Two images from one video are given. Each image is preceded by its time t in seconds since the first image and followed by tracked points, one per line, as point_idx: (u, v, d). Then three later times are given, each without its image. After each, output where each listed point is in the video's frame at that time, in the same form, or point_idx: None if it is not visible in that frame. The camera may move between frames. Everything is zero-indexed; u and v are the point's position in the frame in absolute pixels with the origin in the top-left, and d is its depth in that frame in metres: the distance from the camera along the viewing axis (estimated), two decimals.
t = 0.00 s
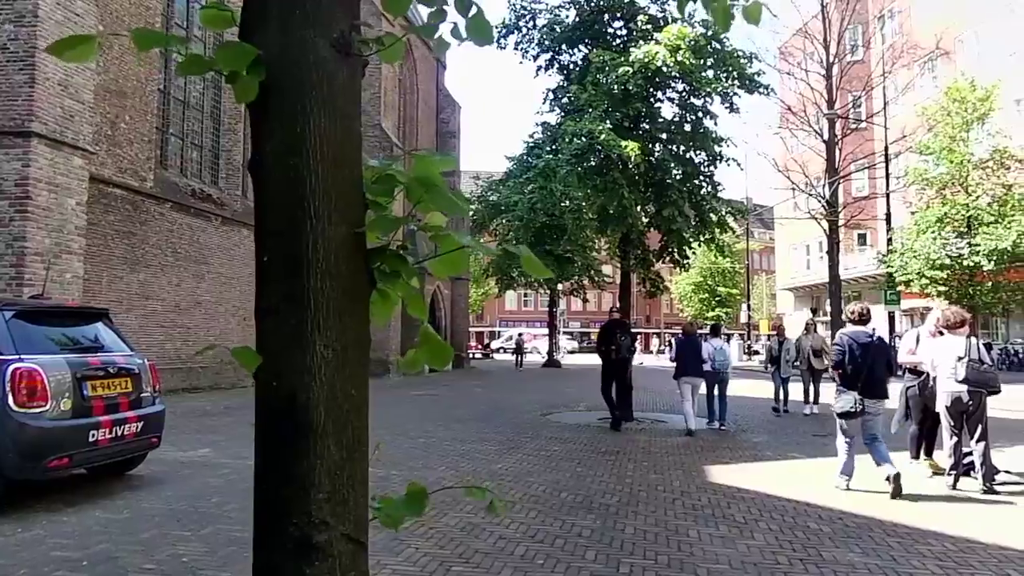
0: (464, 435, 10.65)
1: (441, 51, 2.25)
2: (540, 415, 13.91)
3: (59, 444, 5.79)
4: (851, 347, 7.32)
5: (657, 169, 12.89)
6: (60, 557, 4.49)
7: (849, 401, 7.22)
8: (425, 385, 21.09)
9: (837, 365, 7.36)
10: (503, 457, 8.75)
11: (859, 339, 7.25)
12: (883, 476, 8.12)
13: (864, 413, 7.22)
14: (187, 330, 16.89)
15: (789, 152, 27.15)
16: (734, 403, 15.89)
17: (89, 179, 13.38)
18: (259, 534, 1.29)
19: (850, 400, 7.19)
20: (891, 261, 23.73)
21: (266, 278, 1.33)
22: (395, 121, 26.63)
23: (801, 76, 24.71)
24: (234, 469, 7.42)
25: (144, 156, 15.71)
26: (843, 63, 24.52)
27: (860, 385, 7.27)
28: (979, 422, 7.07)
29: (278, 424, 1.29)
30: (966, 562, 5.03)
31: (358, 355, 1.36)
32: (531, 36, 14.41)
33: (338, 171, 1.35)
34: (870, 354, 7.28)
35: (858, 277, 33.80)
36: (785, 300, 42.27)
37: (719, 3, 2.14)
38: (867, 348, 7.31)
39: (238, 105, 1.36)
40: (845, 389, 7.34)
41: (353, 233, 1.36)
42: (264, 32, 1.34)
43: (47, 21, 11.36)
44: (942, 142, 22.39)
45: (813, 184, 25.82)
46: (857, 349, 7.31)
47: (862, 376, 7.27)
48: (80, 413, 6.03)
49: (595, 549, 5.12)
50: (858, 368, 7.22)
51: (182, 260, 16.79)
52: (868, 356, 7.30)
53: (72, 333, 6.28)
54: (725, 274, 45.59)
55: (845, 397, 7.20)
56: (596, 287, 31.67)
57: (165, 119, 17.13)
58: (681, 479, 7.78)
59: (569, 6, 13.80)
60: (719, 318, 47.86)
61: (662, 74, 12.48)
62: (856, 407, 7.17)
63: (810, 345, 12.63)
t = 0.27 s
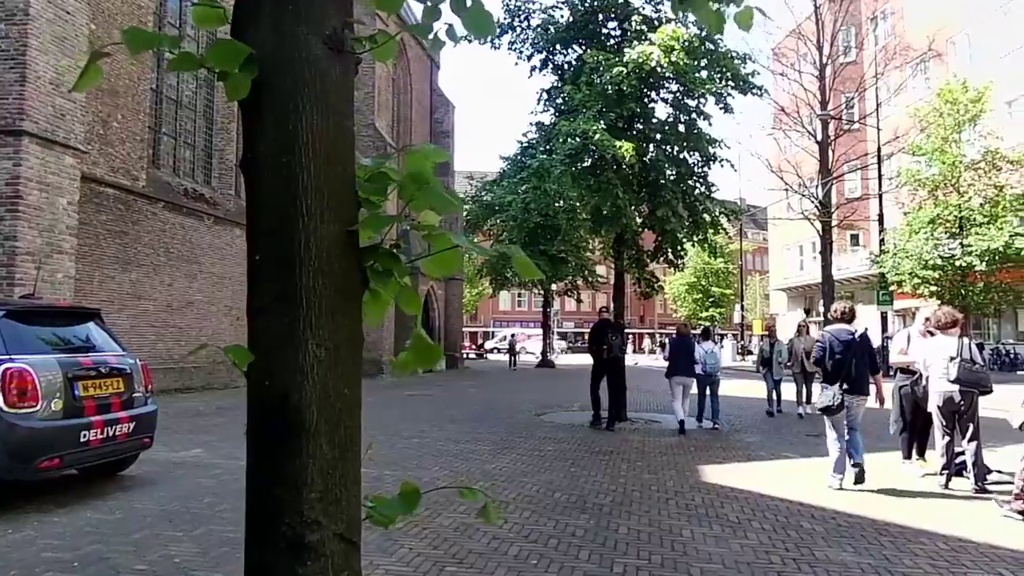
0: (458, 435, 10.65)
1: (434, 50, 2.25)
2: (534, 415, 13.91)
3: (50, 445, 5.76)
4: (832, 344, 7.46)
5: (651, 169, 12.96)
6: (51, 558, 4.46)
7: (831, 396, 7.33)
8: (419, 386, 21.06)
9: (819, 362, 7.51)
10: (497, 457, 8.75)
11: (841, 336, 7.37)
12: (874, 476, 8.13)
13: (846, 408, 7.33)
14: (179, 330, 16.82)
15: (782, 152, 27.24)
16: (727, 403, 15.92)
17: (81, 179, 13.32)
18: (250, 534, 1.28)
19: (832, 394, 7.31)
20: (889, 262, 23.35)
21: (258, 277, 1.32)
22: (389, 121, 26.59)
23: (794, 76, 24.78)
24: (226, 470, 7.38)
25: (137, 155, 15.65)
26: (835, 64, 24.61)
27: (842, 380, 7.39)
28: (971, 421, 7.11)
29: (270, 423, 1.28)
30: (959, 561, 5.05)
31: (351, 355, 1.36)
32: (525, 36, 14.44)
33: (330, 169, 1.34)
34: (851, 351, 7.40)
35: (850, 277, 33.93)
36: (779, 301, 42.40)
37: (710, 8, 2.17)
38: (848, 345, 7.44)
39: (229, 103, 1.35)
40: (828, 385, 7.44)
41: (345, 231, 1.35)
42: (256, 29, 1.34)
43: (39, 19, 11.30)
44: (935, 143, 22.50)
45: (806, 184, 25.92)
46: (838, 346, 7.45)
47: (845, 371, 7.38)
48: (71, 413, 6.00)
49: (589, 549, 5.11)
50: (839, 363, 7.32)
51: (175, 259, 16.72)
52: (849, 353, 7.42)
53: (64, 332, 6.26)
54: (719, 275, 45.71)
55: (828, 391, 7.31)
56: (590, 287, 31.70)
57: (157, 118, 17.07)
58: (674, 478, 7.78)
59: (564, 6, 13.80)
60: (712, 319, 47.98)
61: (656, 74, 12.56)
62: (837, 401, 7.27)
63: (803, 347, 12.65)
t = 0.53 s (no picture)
0: (451, 435, 10.63)
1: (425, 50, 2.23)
2: (527, 415, 13.91)
3: (38, 445, 5.72)
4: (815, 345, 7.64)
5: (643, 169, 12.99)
6: (40, 560, 4.43)
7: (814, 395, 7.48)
8: (411, 386, 21.02)
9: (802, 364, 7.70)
10: (489, 457, 8.74)
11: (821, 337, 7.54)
12: (863, 476, 8.15)
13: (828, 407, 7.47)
14: (170, 330, 16.74)
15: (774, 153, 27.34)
16: (719, 403, 15.96)
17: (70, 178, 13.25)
18: (241, 535, 1.27)
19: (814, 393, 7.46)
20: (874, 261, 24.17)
21: (249, 276, 1.31)
22: (381, 120, 26.53)
23: (786, 77, 24.87)
24: (217, 471, 7.35)
25: (127, 154, 15.57)
26: (827, 65, 24.71)
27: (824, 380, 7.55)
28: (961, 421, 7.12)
29: (261, 421, 1.27)
30: (949, 561, 5.07)
31: (342, 353, 1.35)
32: (518, 36, 14.36)
33: (321, 167, 1.34)
34: (834, 351, 7.55)
35: (841, 278, 34.08)
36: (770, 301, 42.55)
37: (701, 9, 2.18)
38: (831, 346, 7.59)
39: (219, 101, 1.34)
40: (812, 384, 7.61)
41: (337, 230, 1.34)
42: (248, 26, 1.33)
43: (28, 17, 11.22)
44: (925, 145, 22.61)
45: (797, 185, 26.02)
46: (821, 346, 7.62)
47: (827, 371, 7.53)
48: (60, 414, 5.96)
49: (580, 549, 5.12)
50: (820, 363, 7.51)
51: (165, 259, 16.64)
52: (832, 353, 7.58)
53: (53, 332, 6.22)
54: (710, 275, 45.82)
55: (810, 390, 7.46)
56: (582, 287, 31.73)
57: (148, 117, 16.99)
58: (666, 479, 7.79)
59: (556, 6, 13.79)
60: (705, 319, 48.08)
61: (648, 75, 12.60)
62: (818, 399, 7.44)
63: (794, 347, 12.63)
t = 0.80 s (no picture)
0: (442, 435, 10.62)
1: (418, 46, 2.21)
2: (518, 415, 13.91)
3: (26, 446, 5.68)
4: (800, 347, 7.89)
5: (635, 169, 13.01)
6: (28, 561, 4.40)
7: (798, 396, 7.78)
8: (402, 386, 20.99)
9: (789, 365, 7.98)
10: (480, 457, 8.73)
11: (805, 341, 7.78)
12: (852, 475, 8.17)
13: (812, 408, 7.71)
14: (159, 330, 16.66)
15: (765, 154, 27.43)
16: (710, 403, 16.00)
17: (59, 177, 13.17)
18: (231, 535, 1.26)
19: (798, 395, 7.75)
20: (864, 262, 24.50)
21: (237, 275, 1.30)
22: (373, 120, 26.48)
23: (777, 79, 25.00)
24: (207, 471, 7.31)
25: (116, 153, 15.47)
26: (817, 67, 24.84)
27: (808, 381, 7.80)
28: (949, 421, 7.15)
29: (251, 423, 1.26)
30: (938, 559, 5.10)
31: (334, 353, 1.34)
32: (509, 35, 14.29)
33: (312, 165, 1.33)
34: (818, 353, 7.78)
35: (832, 278, 34.25)
36: (761, 301, 42.72)
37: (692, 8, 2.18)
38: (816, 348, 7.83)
39: (208, 99, 1.32)
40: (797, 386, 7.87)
41: (328, 229, 1.34)
42: (239, 23, 1.32)
43: (16, 14, 11.14)
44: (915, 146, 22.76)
45: (788, 186, 26.13)
46: (806, 349, 7.86)
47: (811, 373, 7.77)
48: (48, 414, 5.92)
49: (572, 549, 5.12)
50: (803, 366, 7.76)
51: (155, 259, 16.56)
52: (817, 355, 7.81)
53: (41, 332, 6.17)
54: (702, 275, 46.00)
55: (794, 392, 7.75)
56: (574, 288, 31.78)
57: (138, 116, 16.92)
58: (657, 478, 7.80)
59: (548, 6, 13.78)
60: (696, 320, 48.24)
61: (640, 75, 12.63)
62: (801, 401, 7.70)
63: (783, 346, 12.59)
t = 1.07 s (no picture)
0: (434, 435, 10.61)
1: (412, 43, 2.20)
2: (510, 415, 13.91)
3: (14, 447, 5.63)
4: (786, 346, 7.97)
5: (626, 170, 13.04)
6: (16, 563, 4.37)
7: (784, 395, 7.93)
8: (394, 386, 20.96)
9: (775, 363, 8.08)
10: (472, 457, 8.73)
11: (792, 342, 7.83)
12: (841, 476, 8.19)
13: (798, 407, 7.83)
14: (149, 330, 16.58)
15: (756, 155, 27.54)
16: (701, 403, 16.05)
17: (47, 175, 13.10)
18: (221, 536, 1.25)
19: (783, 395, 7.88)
20: (855, 263, 24.56)
21: (229, 274, 1.30)
22: (365, 120, 26.43)
23: (768, 80, 25.11)
24: (197, 472, 7.27)
25: (105, 152, 15.37)
26: (808, 68, 24.96)
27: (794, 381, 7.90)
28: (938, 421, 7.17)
29: (242, 423, 1.26)
30: (928, 558, 5.13)
31: (326, 352, 1.34)
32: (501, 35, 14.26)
33: (303, 164, 1.32)
34: (804, 354, 7.86)
35: (822, 278, 34.41)
36: (752, 301, 42.89)
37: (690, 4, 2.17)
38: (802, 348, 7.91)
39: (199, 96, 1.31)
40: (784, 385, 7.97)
41: (320, 227, 1.33)
42: (231, 19, 1.31)
43: (5, 12, 11.07)
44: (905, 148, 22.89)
45: (779, 187, 26.25)
46: (792, 349, 7.94)
47: (797, 374, 7.87)
48: (36, 415, 5.87)
49: (563, 549, 5.12)
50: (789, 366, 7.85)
51: (145, 258, 16.48)
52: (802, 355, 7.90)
53: (28, 332, 6.12)
54: (694, 276, 46.16)
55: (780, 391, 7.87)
56: (566, 288, 31.81)
57: (127, 115, 16.84)
58: (649, 478, 7.81)
59: (541, 6, 13.77)
60: (687, 320, 48.39)
61: (632, 76, 12.66)
62: (787, 401, 7.81)
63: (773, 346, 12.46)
